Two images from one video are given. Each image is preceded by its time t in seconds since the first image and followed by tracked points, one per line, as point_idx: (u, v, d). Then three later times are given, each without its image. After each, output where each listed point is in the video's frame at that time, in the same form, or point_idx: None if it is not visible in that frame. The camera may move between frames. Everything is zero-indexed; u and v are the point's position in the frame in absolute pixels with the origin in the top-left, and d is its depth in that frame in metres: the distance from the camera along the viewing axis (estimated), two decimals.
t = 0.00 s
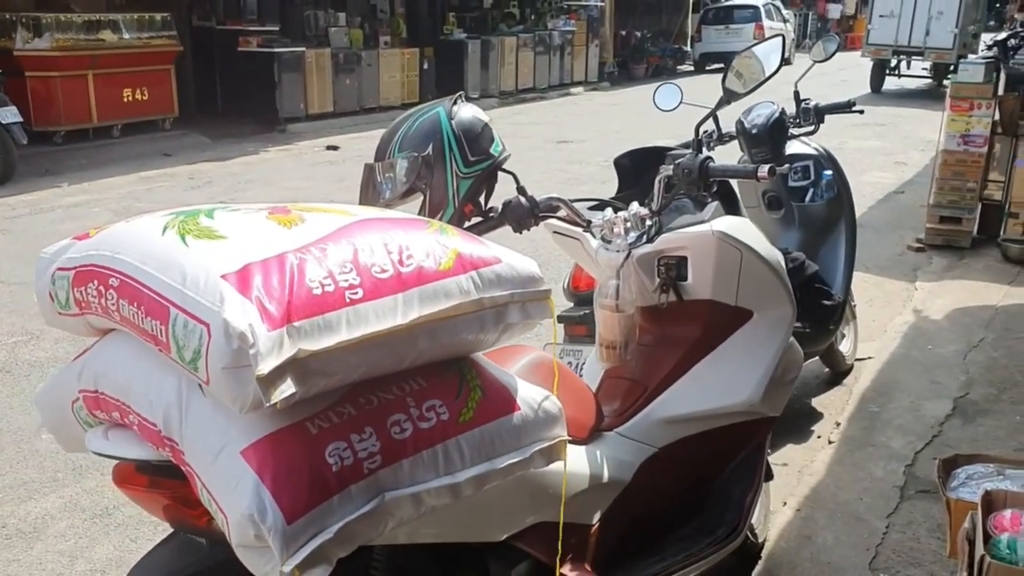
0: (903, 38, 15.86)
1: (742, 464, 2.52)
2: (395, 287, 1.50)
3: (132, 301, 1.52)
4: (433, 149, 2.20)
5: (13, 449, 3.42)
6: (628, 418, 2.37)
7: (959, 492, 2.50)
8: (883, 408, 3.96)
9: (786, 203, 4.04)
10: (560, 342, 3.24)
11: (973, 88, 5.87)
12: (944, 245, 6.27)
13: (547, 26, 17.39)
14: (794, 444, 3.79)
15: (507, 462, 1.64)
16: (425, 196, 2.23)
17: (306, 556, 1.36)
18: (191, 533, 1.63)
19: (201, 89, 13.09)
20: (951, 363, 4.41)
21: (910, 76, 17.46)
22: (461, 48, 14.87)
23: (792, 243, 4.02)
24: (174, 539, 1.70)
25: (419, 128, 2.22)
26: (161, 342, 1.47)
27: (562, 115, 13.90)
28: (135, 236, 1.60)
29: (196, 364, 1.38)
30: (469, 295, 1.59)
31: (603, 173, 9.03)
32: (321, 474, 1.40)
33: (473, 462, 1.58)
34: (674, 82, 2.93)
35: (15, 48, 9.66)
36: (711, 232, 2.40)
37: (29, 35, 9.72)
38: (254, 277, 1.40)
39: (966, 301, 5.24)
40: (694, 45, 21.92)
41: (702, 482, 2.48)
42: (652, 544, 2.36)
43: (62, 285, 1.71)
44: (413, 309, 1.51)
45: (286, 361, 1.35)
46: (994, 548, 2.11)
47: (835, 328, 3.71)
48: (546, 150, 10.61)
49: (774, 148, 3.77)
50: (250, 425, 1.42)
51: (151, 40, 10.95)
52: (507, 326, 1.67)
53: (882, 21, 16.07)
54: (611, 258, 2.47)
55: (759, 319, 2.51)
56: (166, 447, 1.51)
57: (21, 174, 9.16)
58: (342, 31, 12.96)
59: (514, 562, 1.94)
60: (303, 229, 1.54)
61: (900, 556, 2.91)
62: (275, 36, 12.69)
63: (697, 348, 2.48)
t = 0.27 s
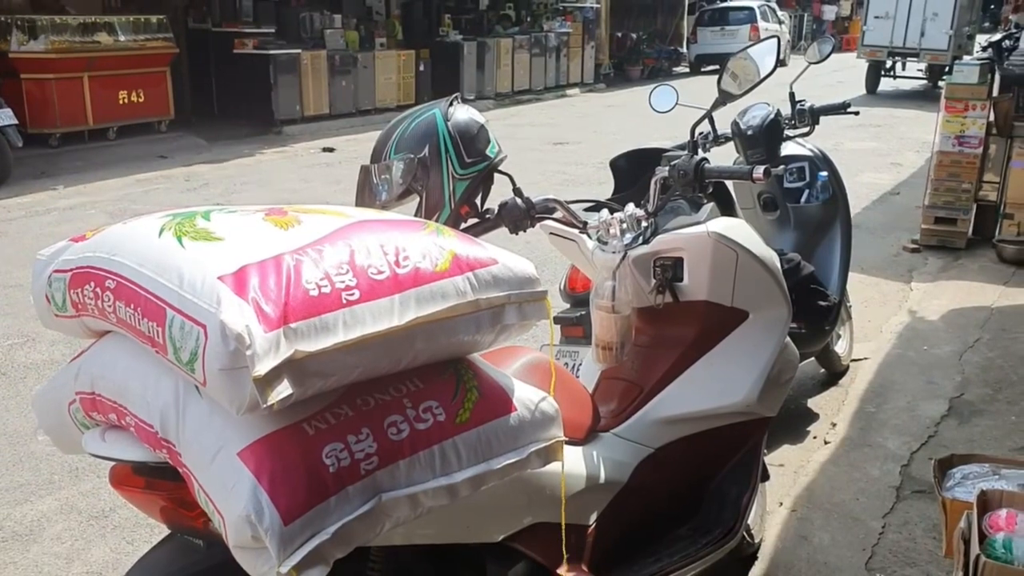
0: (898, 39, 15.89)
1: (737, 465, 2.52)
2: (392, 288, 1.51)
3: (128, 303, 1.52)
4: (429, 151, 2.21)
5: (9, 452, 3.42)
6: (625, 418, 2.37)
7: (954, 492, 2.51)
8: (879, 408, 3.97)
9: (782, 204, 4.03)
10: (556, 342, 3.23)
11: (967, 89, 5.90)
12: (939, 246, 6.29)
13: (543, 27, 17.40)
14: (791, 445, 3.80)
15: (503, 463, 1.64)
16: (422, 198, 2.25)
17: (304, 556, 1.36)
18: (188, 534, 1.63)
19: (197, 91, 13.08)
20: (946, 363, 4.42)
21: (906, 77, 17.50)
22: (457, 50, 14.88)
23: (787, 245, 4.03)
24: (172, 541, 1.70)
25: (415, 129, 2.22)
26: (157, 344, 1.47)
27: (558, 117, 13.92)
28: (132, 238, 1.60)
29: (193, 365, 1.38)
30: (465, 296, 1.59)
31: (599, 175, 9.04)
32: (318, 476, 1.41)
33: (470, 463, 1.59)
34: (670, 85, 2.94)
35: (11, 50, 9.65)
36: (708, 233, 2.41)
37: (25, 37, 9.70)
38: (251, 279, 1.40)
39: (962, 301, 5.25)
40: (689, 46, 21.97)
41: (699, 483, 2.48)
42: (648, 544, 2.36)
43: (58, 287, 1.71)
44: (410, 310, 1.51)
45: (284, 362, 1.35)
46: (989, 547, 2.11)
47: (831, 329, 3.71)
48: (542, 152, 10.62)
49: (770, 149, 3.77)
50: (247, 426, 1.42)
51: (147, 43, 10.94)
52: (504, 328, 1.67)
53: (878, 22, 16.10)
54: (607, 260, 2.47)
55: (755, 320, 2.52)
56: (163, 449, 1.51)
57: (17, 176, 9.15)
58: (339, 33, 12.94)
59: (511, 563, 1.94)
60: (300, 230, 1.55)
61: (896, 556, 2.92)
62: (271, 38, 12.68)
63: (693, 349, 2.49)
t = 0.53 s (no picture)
0: (894, 42, 15.91)
1: (733, 468, 2.52)
2: (387, 292, 1.51)
3: (123, 307, 1.52)
4: (424, 154, 2.20)
5: (5, 455, 3.41)
6: (621, 421, 2.36)
7: (950, 495, 2.51)
8: (875, 411, 3.97)
9: (778, 206, 4.04)
10: (552, 345, 3.23)
11: (963, 91, 5.90)
12: (935, 248, 6.29)
13: (540, 30, 17.41)
14: (787, 447, 3.80)
15: (498, 466, 1.64)
16: (418, 201, 2.24)
17: (298, 560, 1.36)
18: (182, 538, 1.62)
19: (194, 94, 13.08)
20: (943, 365, 4.42)
21: (902, 79, 17.54)
22: (454, 52, 14.90)
23: (784, 247, 4.03)
24: (167, 544, 1.70)
25: (412, 131, 2.22)
26: (152, 348, 1.47)
27: (554, 119, 13.93)
28: (126, 241, 1.59)
29: (187, 369, 1.38)
30: (460, 299, 1.59)
31: (595, 178, 9.04)
32: (313, 479, 1.41)
33: (465, 466, 1.58)
34: (667, 88, 2.94)
35: (7, 52, 9.64)
36: (703, 235, 2.40)
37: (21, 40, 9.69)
38: (245, 282, 1.40)
39: (958, 303, 5.26)
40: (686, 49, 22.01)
41: (694, 486, 2.48)
42: (644, 547, 2.36)
43: (53, 291, 1.70)
44: (404, 314, 1.51)
45: (279, 366, 1.36)
46: (985, 550, 2.12)
47: (827, 331, 3.71)
48: (539, 155, 10.62)
49: (765, 151, 3.78)
50: (241, 430, 1.42)
51: (143, 45, 10.94)
52: (499, 331, 1.67)
53: (874, 25, 16.13)
54: (603, 263, 2.47)
55: (750, 323, 2.52)
56: (157, 453, 1.51)
57: (13, 179, 9.14)
58: (336, 35, 12.94)
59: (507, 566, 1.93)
60: (294, 234, 1.54)
61: (892, 559, 2.92)
62: (267, 41, 12.68)
63: (689, 351, 2.49)
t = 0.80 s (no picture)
0: (889, 44, 15.94)
1: (728, 471, 2.51)
2: (379, 295, 1.50)
3: (113, 310, 1.51)
4: (418, 156, 2.20)
5: None
6: (615, 423, 2.36)
7: (944, 497, 2.51)
8: (870, 413, 3.97)
9: (773, 208, 4.01)
10: (547, 348, 3.22)
11: (957, 94, 5.90)
12: (930, 250, 6.30)
13: (536, 32, 17.41)
14: (782, 449, 3.79)
15: (491, 470, 1.63)
16: (411, 204, 2.23)
17: (289, 565, 1.35)
18: (174, 543, 1.62)
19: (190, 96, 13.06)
20: (938, 367, 4.42)
21: (897, 82, 17.57)
22: (449, 54, 14.90)
23: (778, 250, 4.01)
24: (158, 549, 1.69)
25: (405, 133, 2.21)
26: (142, 352, 1.47)
27: (550, 121, 13.94)
28: (117, 244, 1.59)
29: (178, 373, 1.37)
30: (452, 303, 1.59)
31: (591, 180, 9.04)
32: (304, 484, 1.40)
33: (457, 470, 1.58)
34: (662, 89, 2.93)
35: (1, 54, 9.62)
36: (697, 238, 2.40)
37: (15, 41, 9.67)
38: (236, 286, 1.39)
39: (953, 305, 5.27)
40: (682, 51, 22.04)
41: (688, 488, 2.47)
42: (639, 550, 2.35)
43: (43, 294, 1.69)
44: (396, 317, 1.51)
45: (269, 370, 1.35)
46: (980, 553, 2.13)
47: (822, 333, 3.71)
48: (535, 157, 10.62)
49: (760, 153, 3.77)
50: (232, 434, 1.41)
51: (138, 47, 10.92)
52: (491, 334, 1.67)
53: (869, 27, 16.16)
54: (597, 265, 2.47)
55: (744, 325, 2.52)
56: (148, 457, 1.50)
57: (7, 181, 9.11)
58: (331, 38, 12.93)
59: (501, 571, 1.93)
60: (286, 237, 1.54)
61: (887, 561, 2.91)
62: (263, 42, 12.67)
63: (684, 354, 2.48)
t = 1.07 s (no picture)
0: (886, 46, 15.96)
1: (722, 474, 2.51)
2: (370, 299, 1.50)
3: (103, 314, 1.51)
4: (411, 159, 2.19)
5: None
6: (609, 427, 2.35)
7: (938, 500, 2.50)
8: (865, 416, 3.97)
9: (768, 211, 4.00)
10: (541, 351, 3.22)
11: (953, 96, 5.90)
12: (926, 253, 6.29)
13: (533, 34, 17.41)
14: (777, 452, 3.79)
15: (482, 474, 1.63)
16: (405, 207, 2.23)
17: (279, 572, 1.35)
18: (163, 548, 1.61)
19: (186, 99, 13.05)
20: (933, 370, 4.42)
21: (894, 84, 17.59)
22: (446, 57, 14.90)
23: (773, 252, 4.00)
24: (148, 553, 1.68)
25: (399, 135, 2.20)
26: (132, 355, 1.46)
27: (547, 123, 13.94)
28: (107, 248, 1.58)
29: (168, 378, 1.36)
30: (444, 306, 1.59)
31: (587, 182, 9.03)
32: (295, 488, 1.39)
33: (449, 474, 1.58)
34: (657, 92, 2.92)
35: None
36: (691, 241, 2.39)
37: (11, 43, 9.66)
38: (226, 289, 1.39)
39: (948, 308, 5.27)
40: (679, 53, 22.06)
41: (682, 491, 2.47)
42: (633, 554, 2.34)
43: (34, 297, 1.69)
44: (387, 321, 1.50)
45: (259, 374, 1.34)
46: (974, 556, 2.11)
47: (818, 335, 3.71)
48: (532, 159, 10.61)
49: (756, 156, 3.76)
50: (222, 438, 1.41)
51: (135, 49, 10.91)
52: (483, 337, 1.66)
53: (866, 29, 16.18)
54: (591, 268, 2.46)
55: (739, 328, 2.51)
56: (138, 461, 1.49)
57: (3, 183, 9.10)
58: (328, 40, 12.93)
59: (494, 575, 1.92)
60: (277, 240, 1.53)
61: (882, 564, 2.91)
62: (260, 44, 12.65)
63: (678, 356, 2.48)
